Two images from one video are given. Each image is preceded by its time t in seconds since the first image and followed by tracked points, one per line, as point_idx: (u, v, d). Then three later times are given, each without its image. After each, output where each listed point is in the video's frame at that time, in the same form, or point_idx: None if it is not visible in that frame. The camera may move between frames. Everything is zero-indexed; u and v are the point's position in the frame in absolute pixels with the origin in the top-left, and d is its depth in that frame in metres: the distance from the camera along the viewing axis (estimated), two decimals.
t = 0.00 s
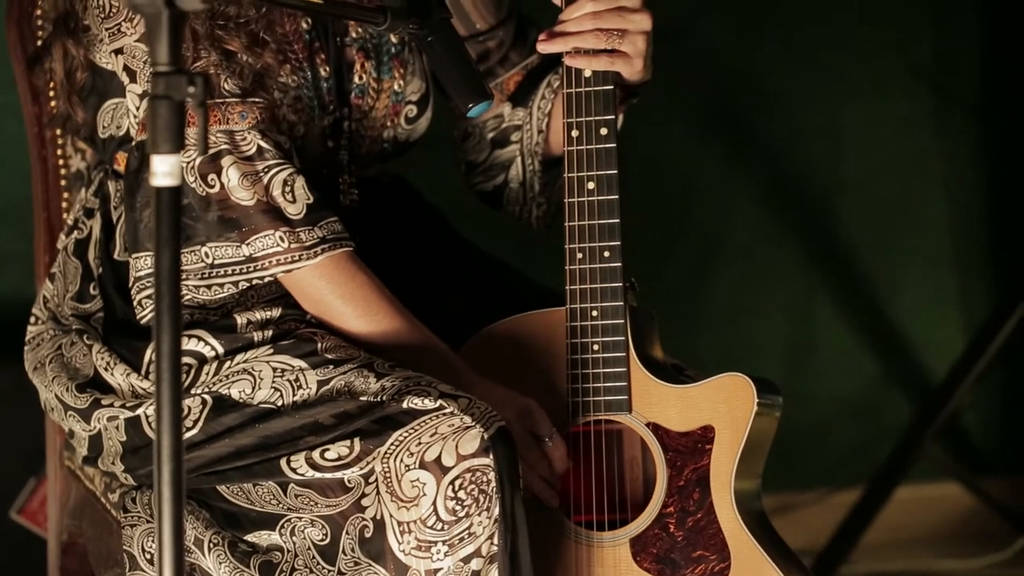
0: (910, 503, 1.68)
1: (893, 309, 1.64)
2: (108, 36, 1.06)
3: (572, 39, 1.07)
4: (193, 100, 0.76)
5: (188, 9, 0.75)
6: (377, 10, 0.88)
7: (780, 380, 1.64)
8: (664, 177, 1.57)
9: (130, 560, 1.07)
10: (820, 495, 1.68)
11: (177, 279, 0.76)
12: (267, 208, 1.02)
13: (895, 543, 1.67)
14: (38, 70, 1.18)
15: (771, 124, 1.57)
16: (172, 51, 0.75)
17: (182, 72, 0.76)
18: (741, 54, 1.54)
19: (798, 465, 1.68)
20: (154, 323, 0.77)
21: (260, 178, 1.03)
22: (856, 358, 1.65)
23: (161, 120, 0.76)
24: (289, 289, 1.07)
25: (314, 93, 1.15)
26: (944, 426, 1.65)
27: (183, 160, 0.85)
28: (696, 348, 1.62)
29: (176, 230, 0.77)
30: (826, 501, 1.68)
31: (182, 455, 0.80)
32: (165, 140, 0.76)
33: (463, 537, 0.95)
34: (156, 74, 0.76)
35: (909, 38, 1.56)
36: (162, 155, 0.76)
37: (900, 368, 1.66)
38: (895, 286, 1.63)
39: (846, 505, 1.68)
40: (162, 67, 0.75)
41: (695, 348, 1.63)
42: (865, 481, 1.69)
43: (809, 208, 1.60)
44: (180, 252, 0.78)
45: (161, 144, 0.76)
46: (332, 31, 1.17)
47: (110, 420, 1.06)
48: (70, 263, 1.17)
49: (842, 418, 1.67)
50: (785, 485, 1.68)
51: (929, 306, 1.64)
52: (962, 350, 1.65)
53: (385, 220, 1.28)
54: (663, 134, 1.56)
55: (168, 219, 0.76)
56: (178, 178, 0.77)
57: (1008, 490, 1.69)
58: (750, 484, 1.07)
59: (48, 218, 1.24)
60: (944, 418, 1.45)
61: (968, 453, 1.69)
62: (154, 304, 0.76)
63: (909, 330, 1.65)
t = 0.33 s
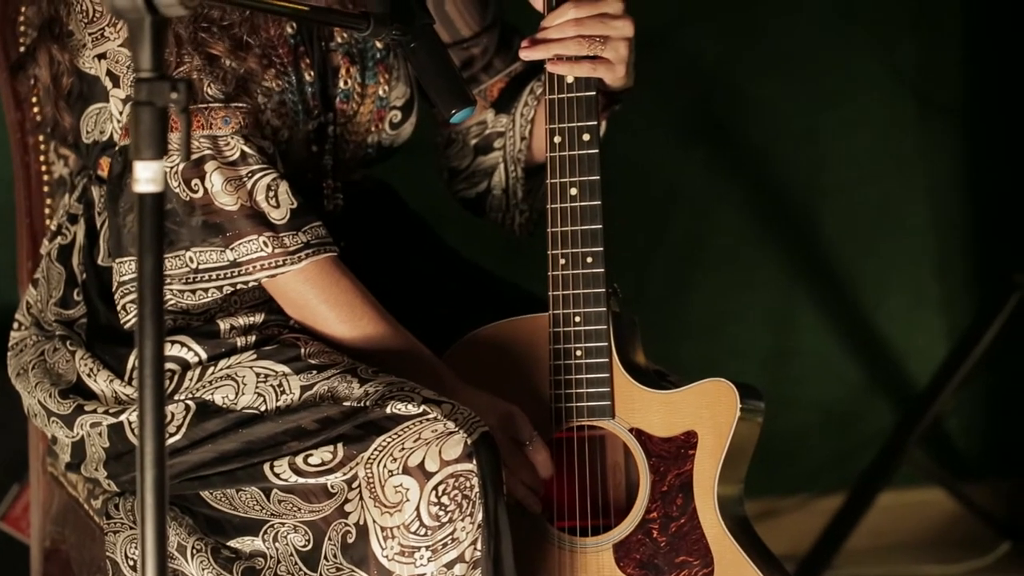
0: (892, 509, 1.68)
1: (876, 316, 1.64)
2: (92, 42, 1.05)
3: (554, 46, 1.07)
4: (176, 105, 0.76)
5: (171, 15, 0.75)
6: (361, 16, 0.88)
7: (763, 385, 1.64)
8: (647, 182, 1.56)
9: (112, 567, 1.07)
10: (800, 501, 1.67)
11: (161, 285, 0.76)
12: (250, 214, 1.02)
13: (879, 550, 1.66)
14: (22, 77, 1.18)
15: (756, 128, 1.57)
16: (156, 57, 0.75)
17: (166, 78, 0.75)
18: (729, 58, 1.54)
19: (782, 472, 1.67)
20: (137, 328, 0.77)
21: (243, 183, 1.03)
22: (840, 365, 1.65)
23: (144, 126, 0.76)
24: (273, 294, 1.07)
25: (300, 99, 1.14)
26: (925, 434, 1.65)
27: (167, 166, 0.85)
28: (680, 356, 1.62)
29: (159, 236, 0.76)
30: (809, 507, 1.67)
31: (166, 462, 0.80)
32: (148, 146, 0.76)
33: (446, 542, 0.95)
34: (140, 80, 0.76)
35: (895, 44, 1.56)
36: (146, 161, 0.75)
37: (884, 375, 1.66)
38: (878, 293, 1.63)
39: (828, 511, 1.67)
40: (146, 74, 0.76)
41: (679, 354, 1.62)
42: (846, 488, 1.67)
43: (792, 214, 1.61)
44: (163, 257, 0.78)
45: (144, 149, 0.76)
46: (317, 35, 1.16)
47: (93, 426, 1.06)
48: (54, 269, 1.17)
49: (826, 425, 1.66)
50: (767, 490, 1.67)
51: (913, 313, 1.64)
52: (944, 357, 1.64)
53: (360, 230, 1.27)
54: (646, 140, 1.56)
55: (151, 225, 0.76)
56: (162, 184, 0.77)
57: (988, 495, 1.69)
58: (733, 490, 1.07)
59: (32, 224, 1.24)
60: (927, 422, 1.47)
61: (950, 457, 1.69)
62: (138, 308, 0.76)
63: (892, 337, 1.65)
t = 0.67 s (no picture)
0: (877, 517, 1.68)
1: (863, 325, 1.64)
2: (79, 51, 1.06)
3: (542, 30, 1.05)
4: (162, 115, 0.76)
5: (157, 24, 0.75)
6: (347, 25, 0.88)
7: (752, 395, 1.63)
8: (636, 191, 1.55)
9: None
10: (793, 509, 1.67)
11: (147, 292, 0.76)
12: (238, 222, 1.02)
13: (866, 557, 1.66)
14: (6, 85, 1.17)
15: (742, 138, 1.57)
16: (141, 66, 0.75)
17: (152, 88, 0.75)
18: (717, 68, 1.53)
19: (770, 479, 1.67)
20: (123, 336, 0.76)
21: (231, 193, 1.02)
22: (826, 373, 1.65)
23: (130, 135, 0.76)
24: (259, 302, 1.07)
25: (286, 111, 1.14)
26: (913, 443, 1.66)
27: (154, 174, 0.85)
28: (670, 367, 1.60)
29: (145, 244, 0.76)
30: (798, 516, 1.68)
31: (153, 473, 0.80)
32: (134, 155, 0.75)
33: (432, 542, 0.94)
34: (125, 90, 0.75)
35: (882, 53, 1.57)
36: (131, 170, 0.75)
37: (870, 384, 1.67)
38: (865, 301, 1.64)
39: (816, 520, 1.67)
40: (131, 83, 0.75)
41: (668, 364, 1.61)
42: (832, 498, 1.68)
43: (781, 223, 1.60)
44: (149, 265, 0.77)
45: (129, 159, 0.76)
46: (304, 49, 1.16)
47: (79, 435, 1.06)
48: (39, 279, 1.17)
49: (813, 433, 1.67)
50: (757, 500, 1.66)
51: (898, 320, 1.65)
52: (930, 366, 1.66)
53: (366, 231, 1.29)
54: (636, 149, 1.54)
55: (138, 234, 0.76)
56: (147, 194, 0.76)
57: (978, 502, 1.70)
58: (720, 499, 1.07)
59: (18, 233, 1.24)
60: (914, 429, 1.47)
61: (934, 462, 1.69)
62: (124, 316, 0.75)
63: (879, 345, 1.65)
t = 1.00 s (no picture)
0: (870, 528, 1.68)
1: (855, 337, 1.63)
2: (71, 61, 1.05)
3: (532, 29, 1.03)
4: (154, 127, 0.75)
5: (148, 36, 0.74)
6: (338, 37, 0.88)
7: (744, 404, 1.63)
8: (626, 203, 1.57)
9: None
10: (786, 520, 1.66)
11: (141, 305, 0.76)
12: (231, 233, 1.02)
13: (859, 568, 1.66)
14: None
15: (732, 147, 1.57)
16: (133, 78, 0.75)
17: (143, 100, 0.75)
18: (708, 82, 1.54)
19: (766, 490, 1.66)
20: (115, 348, 0.76)
21: (224, 203, 1.02)
22: (817, 384, 1.64)
23: (122, 147, 0.75)
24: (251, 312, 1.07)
25: (278, 120, 1.14)
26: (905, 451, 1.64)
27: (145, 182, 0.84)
28: (659, 377, 1.61)
29: (137, 255, 0.76)
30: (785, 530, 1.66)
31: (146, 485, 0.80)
32: (126, 166, 0.75)
33: (427, 564, 0.95)
34: (117, 101, 0.75)
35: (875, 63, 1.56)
36: (124, 182, 0.75)
37: (864, 397, 1.65)
38: (855, 313, 1.63)
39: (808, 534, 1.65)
40: (123, 95, 0.75)
41: (660, 373, 1.61)
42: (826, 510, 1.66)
43: (771, 234, 1.60)
44: (141, 276, 0.77)
45: (121, 170, 0.75)
46: (296, 58, 1.17)
47: (72, 447, 1.05)
48: (32, 289, 1.17)
49: (806, 446, 1.65)
50: (749, 511, 1.65)
51: (892, 331, 1.64)
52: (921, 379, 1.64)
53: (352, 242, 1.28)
54: (625, 159, 1.56)
55: (130, 246, 0.76)
56: (140, 205, 0.76)
57: (969, 514, 1.70)
58: (711, 510, 1.07)
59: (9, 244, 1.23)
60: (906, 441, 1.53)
61: (927, 472, 1.69)
62: (116, 328, 0.75)
63: (871, 358, 1.64)
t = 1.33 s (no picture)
0: (868, 541, 1.68)
1: (853, 349, 1.64)
2: (68, 72, 1.05)
3: (530, 44, 1.03)
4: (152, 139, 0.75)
5: (147, 49, 0.74)
6: (337, 50, 0.89)
7: (743, 416, 1.62)
8: (625, 215, 1.54)
9: None
10: (777, 535, 1.65)
11: (138, 317, 0.76)
12: (231, 243, 1.02)
13: None
14: None
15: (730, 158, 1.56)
16: (131, 90, 0.75)
17: (142, 112, 0.75)
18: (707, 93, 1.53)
19: (766, 500, 1.65)
20: (113, 360, 0.76)
21: (224, 213, 1.03)
22: (815, 396, 1.64)
23: (120, 160, 0.75)
24: (250, 323, 1.07)
25: (276, 131, 1.14)
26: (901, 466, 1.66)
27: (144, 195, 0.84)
28: (659, 391, 1.59)
29: (134, 267, 0.76)
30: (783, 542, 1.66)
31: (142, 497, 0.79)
32: (124, 177, 0.75)
33: (425, 573, 0.95)
34: (115, 113, 0.75)
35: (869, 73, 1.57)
36: (122, 194, 0.75)
37: (861, 409, 1.66)
38: (854, 325, 1.63)
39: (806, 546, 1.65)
40: (121, 107, 0.75)
41: (661, 388, 1.59)
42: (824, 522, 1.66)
43: (769, 246, 1.60)
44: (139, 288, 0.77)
45: (119, 182, 0.75)
46: (293, 69, 1.17)
47: (69, 459, 1.05)
48: (29, 301, 1.16)
49: (804, 458, 1.65)
50: (744, 523, 1.65)
51: (888, 338, 1.65)
52: (919, 392, 1.66)
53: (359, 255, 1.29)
54: (625, 171, 1.53)
55: (127, 257, 0.75)
56: (138, 217, 0.76)
57: (966, 525, 1.71)
58: (710, 522, 1.07)
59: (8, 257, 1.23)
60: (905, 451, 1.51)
61: (923, 483, 1.70)
62: (114, 341, 0.75)
63: (868, 370, 1.65)
